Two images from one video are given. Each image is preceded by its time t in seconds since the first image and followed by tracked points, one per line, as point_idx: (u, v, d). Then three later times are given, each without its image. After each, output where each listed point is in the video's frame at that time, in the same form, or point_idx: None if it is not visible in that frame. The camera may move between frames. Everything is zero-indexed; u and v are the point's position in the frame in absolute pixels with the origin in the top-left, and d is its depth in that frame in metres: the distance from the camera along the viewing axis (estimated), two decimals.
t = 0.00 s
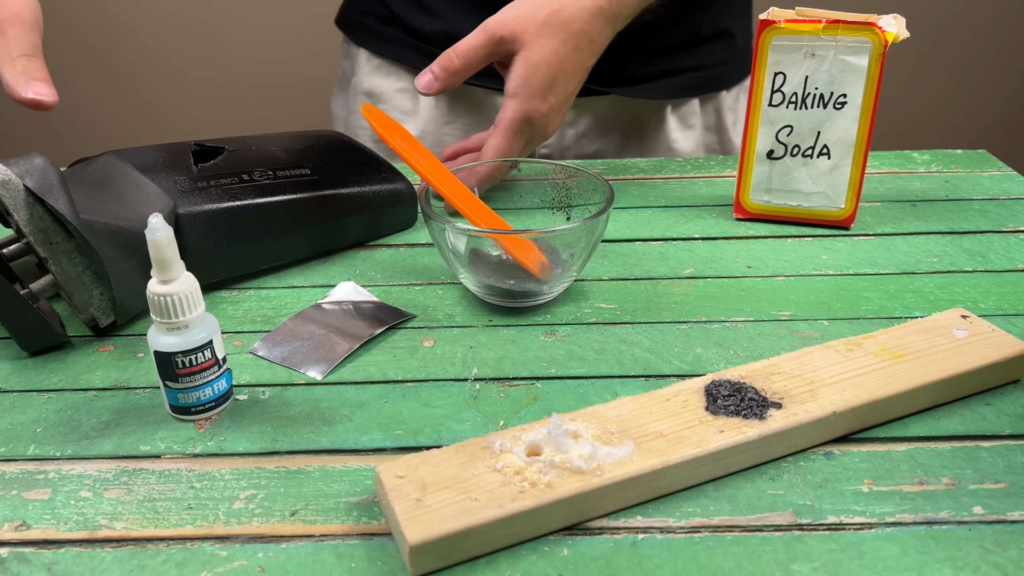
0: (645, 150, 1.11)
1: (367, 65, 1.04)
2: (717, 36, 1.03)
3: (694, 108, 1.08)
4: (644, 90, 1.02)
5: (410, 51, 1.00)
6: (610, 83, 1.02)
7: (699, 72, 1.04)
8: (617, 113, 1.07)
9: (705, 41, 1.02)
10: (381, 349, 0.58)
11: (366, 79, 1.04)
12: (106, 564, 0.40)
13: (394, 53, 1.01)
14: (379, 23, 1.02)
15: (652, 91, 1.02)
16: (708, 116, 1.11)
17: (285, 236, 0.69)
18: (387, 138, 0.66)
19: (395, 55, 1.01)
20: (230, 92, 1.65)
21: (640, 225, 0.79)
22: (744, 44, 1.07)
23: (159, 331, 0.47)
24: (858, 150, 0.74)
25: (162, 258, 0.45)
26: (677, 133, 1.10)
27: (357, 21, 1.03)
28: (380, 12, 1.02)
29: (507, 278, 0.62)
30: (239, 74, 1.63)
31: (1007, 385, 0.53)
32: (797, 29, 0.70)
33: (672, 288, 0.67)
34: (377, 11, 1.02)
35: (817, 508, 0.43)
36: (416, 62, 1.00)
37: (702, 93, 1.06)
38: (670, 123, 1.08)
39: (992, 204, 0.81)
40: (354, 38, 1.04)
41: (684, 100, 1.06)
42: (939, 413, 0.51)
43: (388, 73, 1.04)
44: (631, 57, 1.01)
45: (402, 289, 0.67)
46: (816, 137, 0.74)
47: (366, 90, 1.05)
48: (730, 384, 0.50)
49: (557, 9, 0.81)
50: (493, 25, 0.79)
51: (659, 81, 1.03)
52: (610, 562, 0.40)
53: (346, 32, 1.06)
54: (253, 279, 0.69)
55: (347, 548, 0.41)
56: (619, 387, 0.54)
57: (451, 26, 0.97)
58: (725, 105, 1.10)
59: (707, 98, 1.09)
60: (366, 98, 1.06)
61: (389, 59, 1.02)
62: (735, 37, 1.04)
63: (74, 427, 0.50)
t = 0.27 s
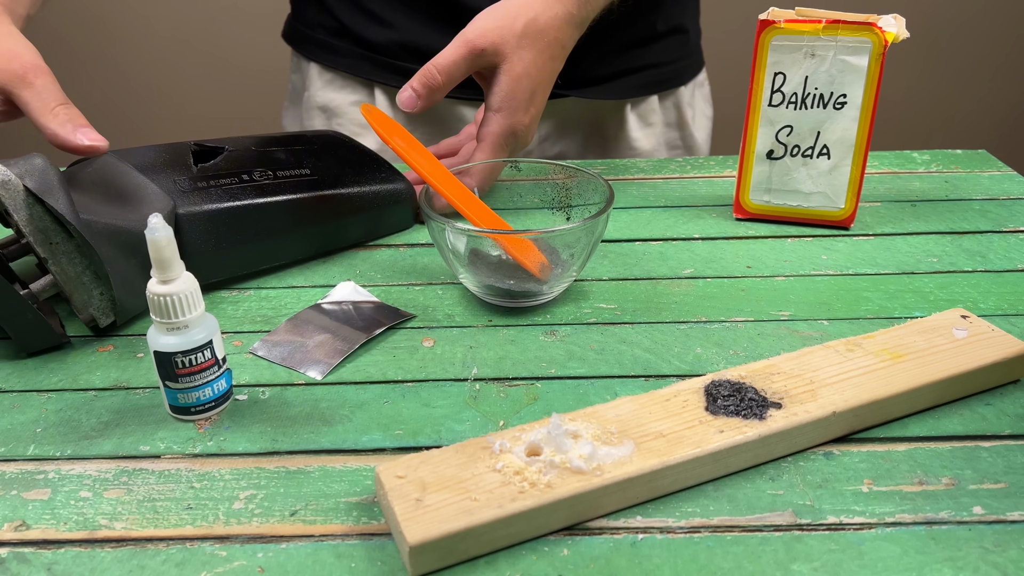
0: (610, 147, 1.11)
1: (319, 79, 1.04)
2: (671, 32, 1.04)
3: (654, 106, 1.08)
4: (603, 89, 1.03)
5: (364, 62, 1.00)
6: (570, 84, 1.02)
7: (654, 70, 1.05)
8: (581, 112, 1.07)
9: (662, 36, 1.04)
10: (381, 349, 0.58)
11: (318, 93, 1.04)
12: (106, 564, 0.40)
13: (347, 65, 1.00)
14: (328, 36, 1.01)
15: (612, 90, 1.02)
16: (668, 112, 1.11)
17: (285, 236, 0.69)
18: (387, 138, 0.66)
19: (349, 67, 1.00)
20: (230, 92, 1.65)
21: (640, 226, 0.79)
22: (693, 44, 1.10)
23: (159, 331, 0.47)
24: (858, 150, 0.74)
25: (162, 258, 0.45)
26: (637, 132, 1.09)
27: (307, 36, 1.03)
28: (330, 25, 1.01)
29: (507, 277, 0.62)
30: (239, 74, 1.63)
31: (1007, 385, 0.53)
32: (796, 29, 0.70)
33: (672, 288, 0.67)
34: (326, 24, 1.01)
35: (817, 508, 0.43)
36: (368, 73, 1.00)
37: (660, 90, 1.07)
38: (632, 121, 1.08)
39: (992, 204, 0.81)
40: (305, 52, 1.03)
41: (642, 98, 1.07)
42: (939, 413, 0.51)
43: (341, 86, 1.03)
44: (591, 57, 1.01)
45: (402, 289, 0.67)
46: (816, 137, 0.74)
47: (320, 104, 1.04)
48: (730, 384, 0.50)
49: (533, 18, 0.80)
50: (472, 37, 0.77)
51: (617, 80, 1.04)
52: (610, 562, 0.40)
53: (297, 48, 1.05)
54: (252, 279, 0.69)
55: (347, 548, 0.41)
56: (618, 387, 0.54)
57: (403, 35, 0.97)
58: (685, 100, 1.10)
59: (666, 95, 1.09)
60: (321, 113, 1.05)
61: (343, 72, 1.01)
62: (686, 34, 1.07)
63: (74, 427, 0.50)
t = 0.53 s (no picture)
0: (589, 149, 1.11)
1: (293, 89, 1.03)
2: (646, 32, 1.04)
3: (631, 107, 1.08)
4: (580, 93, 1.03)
5: (338, 71, 0.99)
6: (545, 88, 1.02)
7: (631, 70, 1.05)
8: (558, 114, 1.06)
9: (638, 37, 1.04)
10: (381, 349, 0.58)
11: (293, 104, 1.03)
12: (107, 564, 0.40)
13: (322, 75, 1.00)
14: (302, 46, 1.01)
15: (587, 93, 1.03)
16: (644, 112, 1.11)
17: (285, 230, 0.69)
18: (388, 139, 0.66)
19: (322, 77, 1.00)
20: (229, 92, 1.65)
21: (640, 225, 0.79)
22: (669, 44, 1.10)
23: (159, 331, 0.47)
24: (858, 150, 0.74)
25: (162, 258, 0.45)
26: (615, 133, 1.09)
27: (280, 45, 1.02)
28: (303, 34, 1.00)
29: (506, 278, 0.62)
30: (239, 73, 1.63)
31: (1007, 386, 0.53)
32: (797, 29, 0.70)
33: (672, 288, 0.67)
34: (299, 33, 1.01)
35: (817, 508, 0.43)
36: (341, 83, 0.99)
37: (637, 91, 1.06)
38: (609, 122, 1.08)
39: (992, 204, 0.81)
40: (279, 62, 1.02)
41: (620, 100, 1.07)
42: (939, 413, 0.51)
43: (317, 96, 1.03)
44: (565, 60, 1.01)
45: (402, 289, 0.67)
46: (816, 137, 0.74)
47: (294, 116, 1.04)
48: (730, 384, 0.50)
49: (529, 12, 0.80)
50: (467, 25, 0.76)
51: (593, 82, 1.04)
52: (610, 562, 0.40)
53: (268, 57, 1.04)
54: (252, 279, 0.69)
55: (347, 548, 0.41)
56: (618, 387, 0.54)
57: (377, 44, 0.97)
58: (661, 100, 1.11)
59: (643, 95, 1.09)
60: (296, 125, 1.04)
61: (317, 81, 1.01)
62: (661, 33, 1.07)
63: (74, 427, 0.50)
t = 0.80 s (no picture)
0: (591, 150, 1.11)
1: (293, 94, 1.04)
2: (645, 34, 1.04)
3: (631, 109, 1.08)
4: (581, 97, 1.03)
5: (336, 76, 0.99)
6: (545, 92, 1.02)
7: (631, 72, 1.04)
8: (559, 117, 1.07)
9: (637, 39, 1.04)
10: (381, 349, 0.58)
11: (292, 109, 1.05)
12: (107, 564, 0.40)
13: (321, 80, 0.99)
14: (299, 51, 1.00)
15: (588, 96, 1.02)
16: (644, 113, 1.11)
17: (276, 151, 0.71)
18: (387, 138, 0.66)
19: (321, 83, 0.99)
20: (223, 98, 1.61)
21: (640, 225, 0.79)
22: (667, 46, 1.10)
23: (159, 331, 0.47)
24: (858, 150, 0.74)
25: (162, 259, 0.45)
26: (616, 135, 1.09)
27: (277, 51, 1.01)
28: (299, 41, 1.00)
29: (506, 278, 0.62)
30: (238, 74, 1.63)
31: (1007, 385, 0.53)
32: (797, 29, 0.70)
33: (672, 288, 0.67)
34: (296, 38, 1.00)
35: (817, 508, 0.43)
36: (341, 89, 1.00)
37: (636, 93, 1.06)
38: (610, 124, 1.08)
39: (992, 204, 0.81)
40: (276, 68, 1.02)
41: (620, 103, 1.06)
42: (939, 413, 0.51)
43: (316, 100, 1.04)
44: (563, 63, 1.01)
45: (402, 289, 0.67)
46: (816, 137, 0.74)
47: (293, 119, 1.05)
48: (730, 384, 0.50)
49: None
50: None
51: (592, 85, 1.04)
52: (610, 562, 0.40)
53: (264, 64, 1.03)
54: (252, 279, 0.69)
55: (347, 548, 0.41)
56: (618, 387, 0.54)
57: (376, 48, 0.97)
58: (661, 100, 1.11)
59: (644, 96, 1.09)
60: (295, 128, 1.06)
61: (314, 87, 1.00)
62: (660, 35, 1.06)
63: (74, 427, 0.50)
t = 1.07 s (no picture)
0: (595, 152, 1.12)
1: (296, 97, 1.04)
2: (654, 39, 1.03)
3: (638, 113, 1.08)
4: (586, 101, 1.03)
5: (341, 78, 1.00)
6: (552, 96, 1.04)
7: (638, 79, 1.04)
8: (565, 120, 1.08)
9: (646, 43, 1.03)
10: (381, 349, 0.58)
11: (298, 111, 1.05)
12: (107, 564, 0.40)
13: (324, 82, 1.00)
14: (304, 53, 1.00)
15: (594, 101, 1.02)
16: (652, 118, 1.11)
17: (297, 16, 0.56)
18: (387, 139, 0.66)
19: (326, 84, 1.00)
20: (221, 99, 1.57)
21: (640, 226, 0.79)
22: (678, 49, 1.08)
23: (159, 331, 0.47)
24: (858, 150, 0.74)
25: (162, 259, 0.45)
26: (624, 140, 1.09)
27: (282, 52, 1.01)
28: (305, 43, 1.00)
29: (507, 278, 0.62)
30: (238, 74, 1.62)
31: (1007, 385, 0.53)
32: (797, 29, 0.70)
33: (672, 288, 0.67)
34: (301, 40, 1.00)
35: (817, 508, 0.43)
36: (347, 91, 1.00)
37: (642, 98, 1.06)
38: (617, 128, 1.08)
39: (992, 204, 0.81)
40: (280, 70, 1.02)
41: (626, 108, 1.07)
42: (938, 413, 0.51)
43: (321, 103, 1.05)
44: (569, 66, 1.02)
45: (402, 289, 0.67)
46: (816, 137, 0.74)
47: (298, 122, 1.05)
48: (730, 384, 0.50)
49: None
50: None
51: (599, 91, 1.04)
52: (610, 562, 0.40)
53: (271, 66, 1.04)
54: (252, 279, 0.69)
55: (347, 548, 0.41)
56: (618, 387, 0.54)
57: (381, 50, 0.98)
58: (669, 105, 1.10)
59: (651, 101, 1.09)
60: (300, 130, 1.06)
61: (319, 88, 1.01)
62: (670, 38, 1.05)
63: (74, 427, 0.50)
